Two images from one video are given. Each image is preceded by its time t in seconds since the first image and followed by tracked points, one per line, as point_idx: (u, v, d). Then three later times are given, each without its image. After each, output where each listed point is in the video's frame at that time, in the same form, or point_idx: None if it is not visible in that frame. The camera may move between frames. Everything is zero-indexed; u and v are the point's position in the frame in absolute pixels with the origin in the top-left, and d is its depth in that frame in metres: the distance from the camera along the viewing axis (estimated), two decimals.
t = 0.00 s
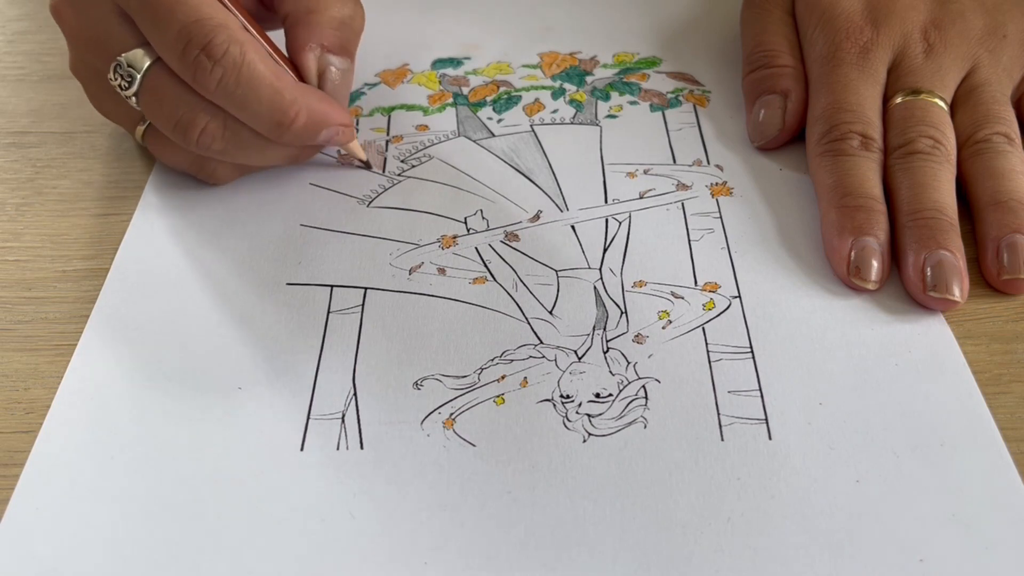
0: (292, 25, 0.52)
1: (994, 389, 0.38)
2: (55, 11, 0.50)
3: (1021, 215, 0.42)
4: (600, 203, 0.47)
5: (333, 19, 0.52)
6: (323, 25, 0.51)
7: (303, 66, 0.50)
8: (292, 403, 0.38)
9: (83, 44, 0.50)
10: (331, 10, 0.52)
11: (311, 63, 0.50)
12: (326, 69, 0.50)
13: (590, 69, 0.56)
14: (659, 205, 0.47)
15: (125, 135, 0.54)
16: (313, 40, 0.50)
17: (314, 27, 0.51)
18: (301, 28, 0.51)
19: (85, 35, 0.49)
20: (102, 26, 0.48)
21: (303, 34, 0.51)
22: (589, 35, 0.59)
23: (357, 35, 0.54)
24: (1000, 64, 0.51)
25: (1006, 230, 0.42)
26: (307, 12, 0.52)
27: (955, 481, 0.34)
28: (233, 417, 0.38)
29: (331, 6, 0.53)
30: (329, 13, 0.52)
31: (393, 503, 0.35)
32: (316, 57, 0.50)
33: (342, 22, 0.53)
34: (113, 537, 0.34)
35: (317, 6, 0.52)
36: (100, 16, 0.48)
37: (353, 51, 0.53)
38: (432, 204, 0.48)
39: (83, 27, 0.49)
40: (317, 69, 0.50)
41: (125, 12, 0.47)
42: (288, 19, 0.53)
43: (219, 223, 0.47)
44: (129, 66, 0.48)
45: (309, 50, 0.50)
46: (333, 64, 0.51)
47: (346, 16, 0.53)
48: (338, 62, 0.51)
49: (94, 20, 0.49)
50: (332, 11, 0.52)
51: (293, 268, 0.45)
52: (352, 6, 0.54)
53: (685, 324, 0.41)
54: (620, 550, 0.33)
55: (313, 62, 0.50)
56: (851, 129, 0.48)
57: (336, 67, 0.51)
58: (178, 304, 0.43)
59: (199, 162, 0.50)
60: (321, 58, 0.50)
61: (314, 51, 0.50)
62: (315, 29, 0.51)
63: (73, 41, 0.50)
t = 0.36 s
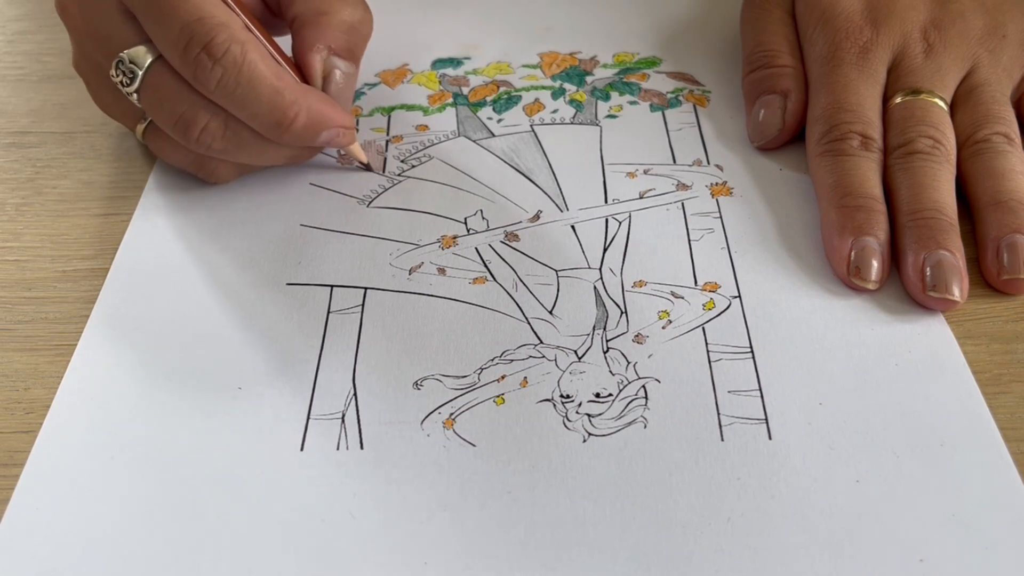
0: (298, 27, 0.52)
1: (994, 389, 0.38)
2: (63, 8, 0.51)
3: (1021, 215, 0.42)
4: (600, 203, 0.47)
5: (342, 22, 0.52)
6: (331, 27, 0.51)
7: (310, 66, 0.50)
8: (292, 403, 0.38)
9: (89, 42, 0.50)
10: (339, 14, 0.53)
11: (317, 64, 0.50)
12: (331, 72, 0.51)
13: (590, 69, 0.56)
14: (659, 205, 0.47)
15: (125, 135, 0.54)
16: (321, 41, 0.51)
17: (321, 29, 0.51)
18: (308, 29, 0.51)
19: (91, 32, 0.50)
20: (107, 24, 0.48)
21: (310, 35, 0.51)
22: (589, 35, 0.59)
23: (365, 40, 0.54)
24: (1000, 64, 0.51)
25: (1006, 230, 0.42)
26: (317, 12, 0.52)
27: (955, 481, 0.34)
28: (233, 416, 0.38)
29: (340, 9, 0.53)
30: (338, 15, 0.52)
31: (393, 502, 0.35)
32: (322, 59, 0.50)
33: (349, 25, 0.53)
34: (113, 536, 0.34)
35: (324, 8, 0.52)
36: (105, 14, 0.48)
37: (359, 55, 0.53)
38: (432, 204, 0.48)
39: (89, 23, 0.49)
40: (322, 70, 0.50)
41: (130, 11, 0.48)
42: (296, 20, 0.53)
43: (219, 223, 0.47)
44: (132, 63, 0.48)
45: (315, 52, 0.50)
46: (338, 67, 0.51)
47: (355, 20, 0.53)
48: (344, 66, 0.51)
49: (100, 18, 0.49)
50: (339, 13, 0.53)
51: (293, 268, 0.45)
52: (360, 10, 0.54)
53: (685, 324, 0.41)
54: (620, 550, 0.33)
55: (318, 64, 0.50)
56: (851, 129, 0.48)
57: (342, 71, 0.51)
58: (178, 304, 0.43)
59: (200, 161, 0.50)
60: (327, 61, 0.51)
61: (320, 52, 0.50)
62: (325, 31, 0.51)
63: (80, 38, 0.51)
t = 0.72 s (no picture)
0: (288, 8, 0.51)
1: (994, 389, 0.38)
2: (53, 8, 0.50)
3: (1021, 215, 0.42)
4: (600, 203, 0.47)
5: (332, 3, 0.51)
6: (322, 10, 0.50)
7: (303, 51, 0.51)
8: (291, 403, 0.38)
9: (87, 44, 0.50)
10: None
11: (309, 49, 0.51)
12: (324, 53, 0.52)
13: (590, 69, 0.56)
14: (659, 205, 0.47)
15: (125, 135, 0.54)
16: (312, 24, 0.51)
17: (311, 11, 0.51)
18: (300, 11, 0.51)
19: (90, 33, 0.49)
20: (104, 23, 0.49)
21: (302, 18, 0.51)
22: (590, 35, 0.59)
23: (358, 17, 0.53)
24: (1000, 64, 0.51)
25: (1006, 230, 0.42)
26: None
27: (955, 481, 0.34)
28: (233, 417, 0.38)
29: None
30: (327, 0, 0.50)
31: (393, 503, 0.35)
32: (314, 42, 0.51)
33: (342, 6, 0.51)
34: (112, 536, 0.34)
35: None
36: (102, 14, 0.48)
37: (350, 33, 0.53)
38: (432, 204, 0.48)
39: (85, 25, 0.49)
40: (315, 53, 0.52)
41: (127, 8, 0.47)
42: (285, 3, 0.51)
43: (219, 223, 0.47)
44: (140, 64, 0.48)
45: (308, 35, 0.51)
46: (331, 48, 0.52)
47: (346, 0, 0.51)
48: (336, 45, 0.52)
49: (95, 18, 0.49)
50: None
51: (293, 268, 0.45)
52: None
53: (685, 324, 0.41)
54: (620, 550, 0.33)
55: (311, 47, 0.51)
56: (852, 129, 0.48)
57: (335, 50, 0.52)
58: (179, 304, 0.43)
59: (208, 153, 0.50)
60: (319, 43, 0.51)
61: (312, 36, 0.51)
62: (317, 15, 0.51)
63: (74, 40, 0.51)
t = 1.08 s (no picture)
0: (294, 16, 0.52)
1: (994, 389, 0.38)
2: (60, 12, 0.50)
3: (1021, 215, 0.42)
4: (600, 204, 0.47)
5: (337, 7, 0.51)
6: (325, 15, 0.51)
7: (308, 58, 0.50)
8: (292, 403, 0.38)
9: (90, 50, 0.50)
10: None
11: (315, 55, 0.51)
12: (329, 60, 0.51)
13: (590, 69, 0.56)
14: (659, 205, 0.47)
15: (125, 135, 0.54)
16: (317, 31, 0.51)
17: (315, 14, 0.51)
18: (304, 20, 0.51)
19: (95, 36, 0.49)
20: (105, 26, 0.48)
21: (306, 25, 0.51)
22: (589, 35, 0.59)
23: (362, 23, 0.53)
24: (1000, 64, 0.51)
25: (1007, 230, 0.42)
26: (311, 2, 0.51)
27: (955, 481, 0.34)
28: (233, 417, 0.38)
29: None
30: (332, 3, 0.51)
31: (393, 502, 0.35)
32: (319, 49, 0.51)
33: (347, 10, 0.52)
34: (112, 536, 0.34)
35: None
36: (104, 19, 0.48)
37: (355, 41, 0.53)
38: (432, 204, 0.48)
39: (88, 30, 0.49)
40: (320, 61, 0.51)
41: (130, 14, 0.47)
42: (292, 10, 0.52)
43: (219, 223, 0.47)
44: (140, 69, 0.48)
45: (312, 42, 0.50)
46: (337, 54, 0.51)
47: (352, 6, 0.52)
48: (341, 52, 0.52)
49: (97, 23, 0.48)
50: None
51: (293, 268, 0.45)
52: None
53: (685, 324, 0.41)
54: (620, 550, 0.33)
55: (316, 55, 0.51)
56: (852, 129, 0.48)
57: (340, 58, 0.52)
58: (178, 304, 0.43)
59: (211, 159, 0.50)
60: (324, 49, 0.51)
61: (317, 42, 0.51)
62: (321, 20, 0.51)
63: (78, 45, 0.50)
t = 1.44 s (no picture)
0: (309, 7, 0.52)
1: (994, 389, 0.38)
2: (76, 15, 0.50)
3: (1021, 215, 0.42)
4: (600, 203, 0.47)
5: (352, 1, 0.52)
6: (344, 6, 0.51)
7: (327, 50, 0.51)
8: (292, 403, 0.38)
9: (110, 50, 0.50)
10: None
11: (333, 47, 0.51)
12: (347, 52, 0.51)
13: (590, 69, 0.56)
14: (658, 205, 0.47)
15: (126, 135, 0.54)
16: (335, 23, 0.51)
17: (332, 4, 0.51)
18: (322, 11, 0.51)
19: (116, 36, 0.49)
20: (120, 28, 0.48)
21: (324, 16, 0.51)
22: (589, 35, 0.59)
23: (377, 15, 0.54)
24: (1000, 64, 0.51)
25: (1007, 230, 0.42)
26: None
27: (955, 481, 0.34)
28: (234, 417, 0.38)
29: None
30: None
31: (393, 503, 0.35)
32: (338, 40, 0.51)
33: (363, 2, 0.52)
34: (113, 536, 0.34)
35: None
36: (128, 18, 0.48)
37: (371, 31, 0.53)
38: (433, 204, 0.48)
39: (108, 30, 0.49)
40: (339, 53, 0.51)
41: (149, 11, 0.47)
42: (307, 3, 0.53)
43: (219, 223, 0.47)
44: (165, 67, 0.48)
45: (331, 34, 0.51)
46: (354, 45, 0.52)
47: None
48: (358, 44, 0.52)
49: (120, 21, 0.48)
50: None
51: (293, 268, 0.45)
52: None
53: (685, 324, 0.41)
54: (620, 550, 0.33)
55: (334, 46, 0.51)
56: (851, 129, 0.48)
57: (357, 49, 0.52)
58: (179, 304, 0.43)
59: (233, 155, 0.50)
60: (342, 41, 0.51)
61: (336, 34, 0.51)
62: (338, 12, 0.51)
63: (97, 46, 0.50)
